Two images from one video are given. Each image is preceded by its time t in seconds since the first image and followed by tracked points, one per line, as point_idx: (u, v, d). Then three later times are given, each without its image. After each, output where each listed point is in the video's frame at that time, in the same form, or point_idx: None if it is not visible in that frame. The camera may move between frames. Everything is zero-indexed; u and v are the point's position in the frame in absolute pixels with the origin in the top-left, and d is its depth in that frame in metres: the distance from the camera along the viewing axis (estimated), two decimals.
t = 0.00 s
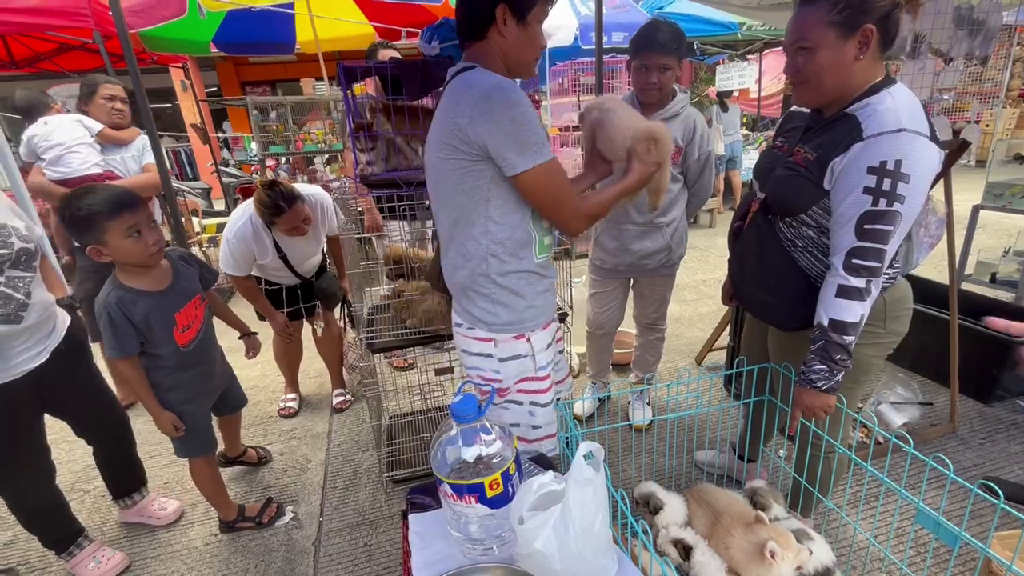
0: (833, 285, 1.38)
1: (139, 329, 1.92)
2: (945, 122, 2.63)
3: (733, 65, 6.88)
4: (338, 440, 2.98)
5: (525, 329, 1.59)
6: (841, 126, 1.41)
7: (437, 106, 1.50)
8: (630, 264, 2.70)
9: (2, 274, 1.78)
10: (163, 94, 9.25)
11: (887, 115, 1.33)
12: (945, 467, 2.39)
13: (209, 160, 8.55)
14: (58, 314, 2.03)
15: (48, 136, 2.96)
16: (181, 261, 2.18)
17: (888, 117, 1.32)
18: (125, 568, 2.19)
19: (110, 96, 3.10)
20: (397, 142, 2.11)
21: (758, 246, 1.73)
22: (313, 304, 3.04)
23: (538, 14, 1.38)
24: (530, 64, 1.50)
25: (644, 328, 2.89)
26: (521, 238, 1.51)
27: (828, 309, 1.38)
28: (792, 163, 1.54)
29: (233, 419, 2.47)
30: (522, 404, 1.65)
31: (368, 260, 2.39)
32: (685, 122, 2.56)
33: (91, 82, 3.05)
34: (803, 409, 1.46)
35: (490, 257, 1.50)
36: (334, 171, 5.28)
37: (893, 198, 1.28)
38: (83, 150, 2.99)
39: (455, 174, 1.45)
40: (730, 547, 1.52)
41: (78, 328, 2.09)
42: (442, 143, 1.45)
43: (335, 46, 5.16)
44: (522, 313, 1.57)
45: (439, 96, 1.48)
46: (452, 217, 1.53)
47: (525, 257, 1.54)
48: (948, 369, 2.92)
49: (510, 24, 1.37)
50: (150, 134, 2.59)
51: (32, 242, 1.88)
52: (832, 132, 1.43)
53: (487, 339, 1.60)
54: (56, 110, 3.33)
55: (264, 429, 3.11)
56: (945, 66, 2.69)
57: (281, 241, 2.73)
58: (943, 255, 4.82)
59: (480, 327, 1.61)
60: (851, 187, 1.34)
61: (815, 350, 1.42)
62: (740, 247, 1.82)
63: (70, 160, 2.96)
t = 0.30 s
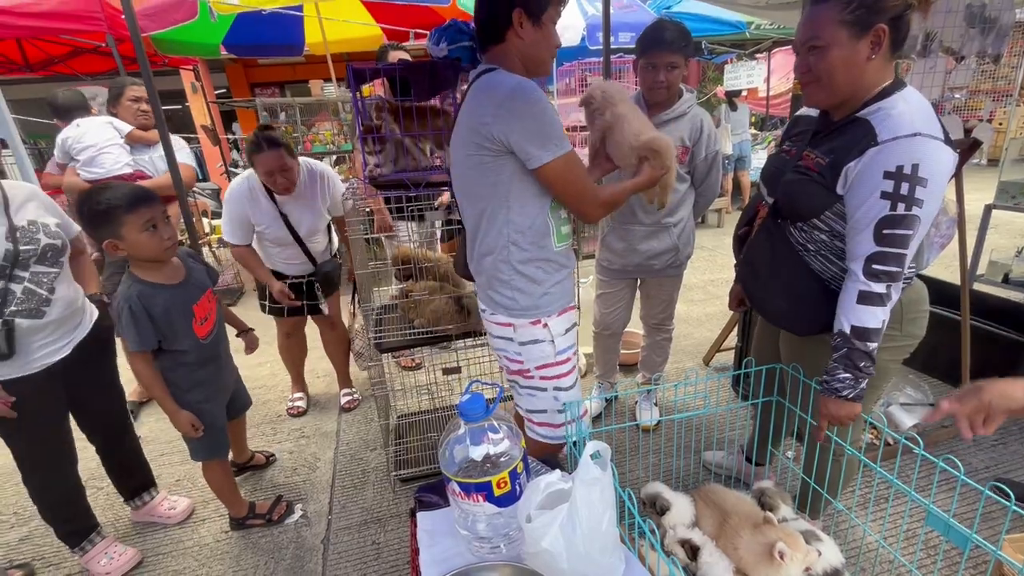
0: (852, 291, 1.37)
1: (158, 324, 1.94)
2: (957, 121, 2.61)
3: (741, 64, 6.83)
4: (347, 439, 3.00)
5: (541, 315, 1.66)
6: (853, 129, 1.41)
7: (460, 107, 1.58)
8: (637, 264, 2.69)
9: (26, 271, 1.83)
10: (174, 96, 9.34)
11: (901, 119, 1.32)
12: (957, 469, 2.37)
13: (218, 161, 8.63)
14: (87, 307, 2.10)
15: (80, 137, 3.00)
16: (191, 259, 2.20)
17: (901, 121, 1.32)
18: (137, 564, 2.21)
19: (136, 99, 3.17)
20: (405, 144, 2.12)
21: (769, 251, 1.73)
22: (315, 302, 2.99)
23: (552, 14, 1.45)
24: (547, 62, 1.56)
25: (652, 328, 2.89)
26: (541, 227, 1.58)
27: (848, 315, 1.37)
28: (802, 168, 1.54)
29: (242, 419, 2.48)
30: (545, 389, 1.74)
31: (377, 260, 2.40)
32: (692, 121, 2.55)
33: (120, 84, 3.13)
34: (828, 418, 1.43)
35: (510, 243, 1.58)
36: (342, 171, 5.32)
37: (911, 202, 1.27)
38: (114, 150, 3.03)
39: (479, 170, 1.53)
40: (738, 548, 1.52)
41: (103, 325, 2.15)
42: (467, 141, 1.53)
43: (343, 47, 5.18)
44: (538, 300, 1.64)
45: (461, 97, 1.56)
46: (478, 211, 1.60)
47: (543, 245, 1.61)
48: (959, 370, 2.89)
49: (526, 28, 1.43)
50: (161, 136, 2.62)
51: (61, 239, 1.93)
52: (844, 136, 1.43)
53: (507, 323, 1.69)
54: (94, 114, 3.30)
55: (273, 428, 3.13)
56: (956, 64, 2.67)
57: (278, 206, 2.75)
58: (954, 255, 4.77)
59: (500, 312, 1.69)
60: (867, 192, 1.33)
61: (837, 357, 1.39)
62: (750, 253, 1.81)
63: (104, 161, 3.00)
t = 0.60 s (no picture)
0: (852, 294, 1.38)
1: (157, 324, 1.96)
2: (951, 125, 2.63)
3: (739, 68, 6.85)
4: (347, 442, 3.01)
5: (543, 312, 1.68)
6: (851, 135, 1.43)
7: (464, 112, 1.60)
8: (634, 268, 2.71)
9: (40, 273, 1.86)
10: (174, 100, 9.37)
11: (899, 125, 1.35)
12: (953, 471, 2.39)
13: (218, 166, 8.65)
14: (99, 308, 2.14)
15: (90, 140, 3.01)
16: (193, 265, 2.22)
17: (899, 127, 1.34)
18: (137, 566, 2.22)
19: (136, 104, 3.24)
20: (405, 149, 2.15)
21: (767, 255, 1.75)
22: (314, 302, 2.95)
23: (545, 22, 1.45)
24: (546, 70, 1.57)
25: (650, 331, 2.91)
26: (544, 228, 1.60)
27: (849, 318, 1.38)
28: (801, 172, 1.55)
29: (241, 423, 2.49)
30: (546, 384, 1.76)
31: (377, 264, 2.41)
32: (687, 126, 2.58)
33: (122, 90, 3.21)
34: (827, 419, 1.44)
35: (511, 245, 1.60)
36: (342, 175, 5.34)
37: (911, 206, 1.29)
38: (123, 155, 3.05)
39: (482, 173, 1.56)
40: (736, 549, 1.53)
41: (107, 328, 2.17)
42: (471, 145, 1.55)
43: (343, 53, 5.20)
44: (541, 297, 1.66)
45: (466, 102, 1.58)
46: (482, 214, 1.63)
47: (546, 245, 1.63)
48: (955, 372, 2.91)
49: (516, 37, 1.48)
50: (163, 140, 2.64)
51: (74, 242, 1.96)
52: (842, 141, 1.45)
53: (510, 320, 1.70)
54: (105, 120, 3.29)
55: (273, 431, 3.14)
56: (950, 70, 2.70)
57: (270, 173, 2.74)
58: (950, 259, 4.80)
59: (504, 309, 1.70)
60: (867, 196, 1.35)
61: (838, 360, 1.41)
62: (748, 256, 1.83)
63: (113, 163, 3.02)
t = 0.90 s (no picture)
0: (841, 293, 1.40)
1: (142, 324, 1.96)
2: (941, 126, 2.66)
3: (732, 69, 6.87)
4: (342, 443, 3.01)
5: (531, 311, 1.69)
6: (842, 136, 1.44)
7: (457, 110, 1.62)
8: (628, 268, 2.73)
9: (38, 273, 1.86)
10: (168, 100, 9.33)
11: (889, 127, 1.37)
12: (943, 468, 2.42)
13: (212, 166, 8.63)
14: (96, 309, 2.14)
15: (79, 141, 2.98)
16: (188, 266, 2.22)
17: (889, 129, 1.36)
18: (132, 568, 2.22)
19: (121, 103, 3.23)
20: (400, 150, 2.15)
21: (758, 253, 1.77)
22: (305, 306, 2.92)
23: (529, 25, 1.46)
24: (537, 73, 1.58)
25: (644, 331, 2.92)
26: (533, 228, 1.62)
27: (836, 316, 1.40)
28: (792, 172, 1.57)
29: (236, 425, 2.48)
30: (533, 383, 1.77)
31: (372, 265, 2.42)
32: (679, 127, 2.60)
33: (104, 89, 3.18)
34: (815, 416, 1.46)
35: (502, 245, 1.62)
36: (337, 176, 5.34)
37: (899, 207, 1.31)
38: (114, 157, 3.06)
39: (470, 172, 1.57)
40: (728, 546, 1.55)
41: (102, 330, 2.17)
42: (461, 144, 1.57)
43: (337, 53, 5.19)
44: (530, 297, 1.67)
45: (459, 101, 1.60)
46: (470, 212, 1.64)
47: (534, 244, 1.64)
48: (945, 370, 2.94)
49: (503, 40, 1.52)
50: (157, 140, 2.63)
51: (72, 242, 1.96)
52: (833, 141, 1.47)
53: (499, 318, 1.72)
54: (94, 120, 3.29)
55: (268, 432, 3.14)
56: (939, 71, 2.73)
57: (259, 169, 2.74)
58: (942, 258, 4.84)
59: (493, 308, 1.71)
60: (857, 196, 1.37)
61: (826, 357, 1.43)
62: (739, 254, 1.85)
63: (103, 165, 3.01)
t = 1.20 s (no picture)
0: (824, 290, 1.42)
1: (138, 318, 1.95)
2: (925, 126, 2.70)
3: (721, 69, 6.91)
4: (334, 444, 3.00)
5: (518, 311, 1.69)
6: (825, 136, 1.46)
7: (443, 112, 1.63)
8: (619, 267, 2.74)
9: (26, 275, 1.84)
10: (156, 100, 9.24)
11: (870, 127, 1.39)
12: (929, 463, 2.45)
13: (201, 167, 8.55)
14: (84, 311, 2.12)
15: (40, 143, 2.94)
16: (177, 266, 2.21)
17: (870, 129, 1.38)
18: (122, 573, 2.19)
19: (82, 104, 3.14)
20: (390, 150, 2.15)
21: (745, 251, 1.78)
22: (286, 313, 2.88)
23: (513, 26, 1.47)
24: (523, 74, 1.58)
25: (635, 330, 2.94)
26: (519, 229, 1.62)
27: (820, 313, 1.42)
28: (777, 171, 1.59)
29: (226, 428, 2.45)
30: (520, 384, 1.78)
31: (363, 266, 2.42)
32: (667, 127, 2.62)
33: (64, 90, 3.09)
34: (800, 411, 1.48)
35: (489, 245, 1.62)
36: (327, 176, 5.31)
37: (879, 206, 1.33)
38: (78, 160, 3.01)
39: (455, 173, 1.58)
40: (719, 542, 1.56)
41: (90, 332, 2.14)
42: (446, 145, 1.58)
43: (327, 53, 5.16)
44: (517, 297, 1.68)
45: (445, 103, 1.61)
46: (457, 212, 1.65)
47: (521, 245, 1.65)
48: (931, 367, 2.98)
49: (489, 42, 1.53)
50: (144, 141, 2.61)
51: (59, 243, 1.94)
52: (816, 141, 1.48)
53: (486, 318, 1.73)
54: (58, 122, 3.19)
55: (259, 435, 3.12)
56: (923, 73, 2.77)
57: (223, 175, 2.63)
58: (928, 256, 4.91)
59: (481, 308, 1.72)
60: (838, 195, 1.39)
61: (810, 353, 1.45)
62: (727, 252, 1.86)
63: (65, 168, 2.95)
